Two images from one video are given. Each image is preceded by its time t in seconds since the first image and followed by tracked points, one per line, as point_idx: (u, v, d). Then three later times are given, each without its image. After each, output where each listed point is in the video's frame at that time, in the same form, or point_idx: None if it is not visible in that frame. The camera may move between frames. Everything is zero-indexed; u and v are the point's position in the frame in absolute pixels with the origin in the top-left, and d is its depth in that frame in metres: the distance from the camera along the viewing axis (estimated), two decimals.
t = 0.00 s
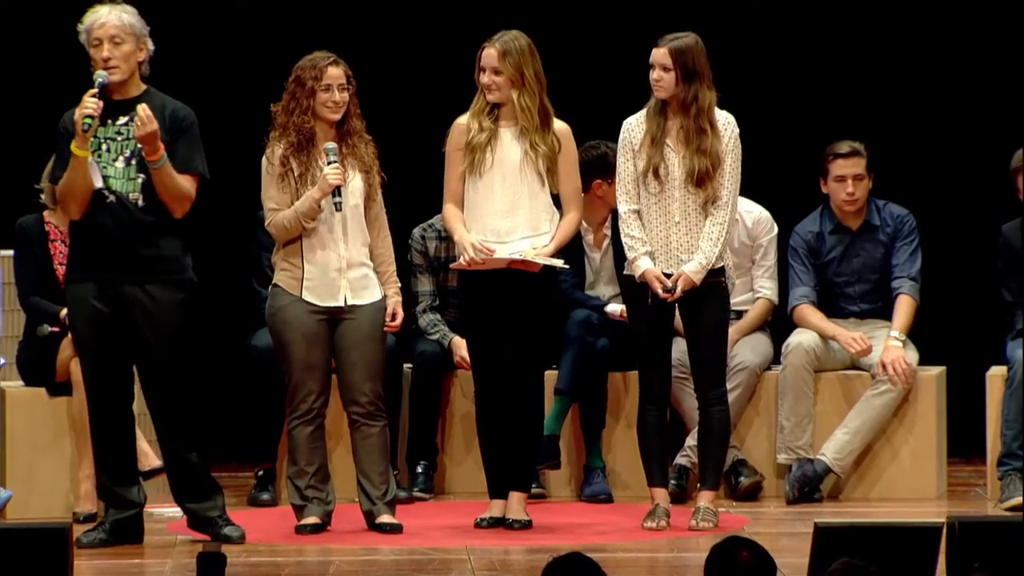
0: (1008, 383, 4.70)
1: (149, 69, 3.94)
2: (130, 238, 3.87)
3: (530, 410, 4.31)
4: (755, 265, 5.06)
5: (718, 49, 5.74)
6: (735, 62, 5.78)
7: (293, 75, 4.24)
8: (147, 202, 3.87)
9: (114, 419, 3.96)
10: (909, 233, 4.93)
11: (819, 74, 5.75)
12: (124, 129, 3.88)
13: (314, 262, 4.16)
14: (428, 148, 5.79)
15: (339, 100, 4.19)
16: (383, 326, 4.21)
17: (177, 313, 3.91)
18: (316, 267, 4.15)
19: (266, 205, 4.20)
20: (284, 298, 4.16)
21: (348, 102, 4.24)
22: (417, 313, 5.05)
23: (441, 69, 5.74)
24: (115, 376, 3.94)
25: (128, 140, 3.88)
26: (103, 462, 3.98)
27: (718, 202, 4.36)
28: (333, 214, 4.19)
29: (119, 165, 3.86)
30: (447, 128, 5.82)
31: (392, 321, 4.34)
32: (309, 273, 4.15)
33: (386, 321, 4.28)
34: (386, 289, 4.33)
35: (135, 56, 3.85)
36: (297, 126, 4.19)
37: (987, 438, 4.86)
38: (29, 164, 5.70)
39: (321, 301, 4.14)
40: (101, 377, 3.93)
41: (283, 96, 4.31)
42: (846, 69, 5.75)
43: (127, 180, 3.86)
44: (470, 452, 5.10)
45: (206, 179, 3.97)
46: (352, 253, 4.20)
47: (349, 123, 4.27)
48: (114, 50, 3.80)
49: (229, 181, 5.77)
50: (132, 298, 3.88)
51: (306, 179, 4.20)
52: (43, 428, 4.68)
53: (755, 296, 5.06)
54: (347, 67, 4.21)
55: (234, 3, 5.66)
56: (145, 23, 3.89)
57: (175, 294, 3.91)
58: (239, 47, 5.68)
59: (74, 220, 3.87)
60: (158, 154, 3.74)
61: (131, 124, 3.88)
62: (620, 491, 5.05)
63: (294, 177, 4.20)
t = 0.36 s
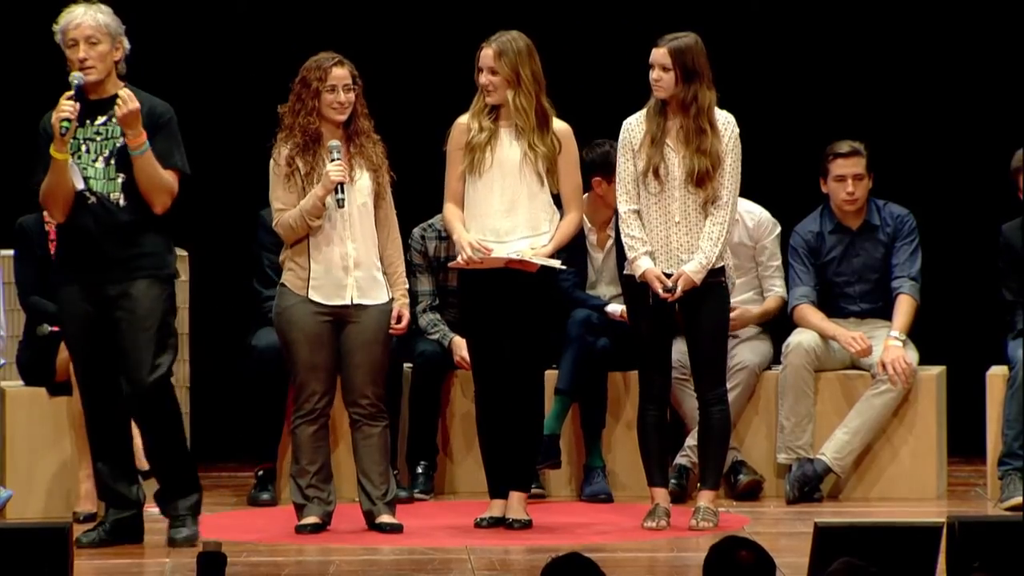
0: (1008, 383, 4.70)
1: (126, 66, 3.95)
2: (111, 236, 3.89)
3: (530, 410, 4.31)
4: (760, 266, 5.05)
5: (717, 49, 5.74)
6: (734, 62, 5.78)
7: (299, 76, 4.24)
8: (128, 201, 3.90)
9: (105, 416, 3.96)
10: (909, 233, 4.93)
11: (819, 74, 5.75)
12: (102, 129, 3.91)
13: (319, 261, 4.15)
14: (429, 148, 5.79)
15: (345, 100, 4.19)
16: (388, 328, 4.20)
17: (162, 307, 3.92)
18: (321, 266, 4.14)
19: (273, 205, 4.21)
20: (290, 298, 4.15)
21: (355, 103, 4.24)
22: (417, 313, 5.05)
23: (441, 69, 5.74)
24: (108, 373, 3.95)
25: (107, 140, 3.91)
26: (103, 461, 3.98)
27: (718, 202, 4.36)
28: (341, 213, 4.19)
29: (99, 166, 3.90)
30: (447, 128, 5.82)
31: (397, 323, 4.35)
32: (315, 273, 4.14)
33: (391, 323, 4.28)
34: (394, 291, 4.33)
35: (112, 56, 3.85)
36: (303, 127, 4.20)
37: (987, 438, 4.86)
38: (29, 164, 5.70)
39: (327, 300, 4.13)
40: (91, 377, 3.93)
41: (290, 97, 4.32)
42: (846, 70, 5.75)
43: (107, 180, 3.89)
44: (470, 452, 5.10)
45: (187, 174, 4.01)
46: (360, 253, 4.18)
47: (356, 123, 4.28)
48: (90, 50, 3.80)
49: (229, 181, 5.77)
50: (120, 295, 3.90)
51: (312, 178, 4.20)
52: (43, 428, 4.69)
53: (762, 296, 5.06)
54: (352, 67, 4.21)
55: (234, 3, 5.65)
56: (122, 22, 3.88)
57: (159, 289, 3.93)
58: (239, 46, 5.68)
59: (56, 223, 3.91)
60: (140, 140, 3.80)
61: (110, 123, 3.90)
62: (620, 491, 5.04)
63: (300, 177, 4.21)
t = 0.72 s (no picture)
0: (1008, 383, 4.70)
1: (119, 68, 3.98)
2: (105, 239, 3.94)
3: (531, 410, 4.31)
4: (756, 266, 5.07)
5: (716, 49, 5.74)
6: (734, 62, 5.78)
7: (306, 76, 4.24)
8: (122, 205, 3.94)
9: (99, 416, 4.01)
10: (909, 233, 4.93)
11: (819, 75, 5.75)
12: (97, 132, 3.94)
13: (327, 261, 4.16)
14: (428, 148, 5.79)
15: (351, 101, 4.19)
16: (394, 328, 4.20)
17: (155, 310, 3.97)
18: (329, 266, 4.15)
19: (280, 205, 4.21)
20: (297, 298, 4.15)
21: (361, 103, 4.25)
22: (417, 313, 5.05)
23: (441, 69, 5.74)
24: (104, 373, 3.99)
25: (101, 143, 3.93)
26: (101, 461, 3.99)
27: (718, 202, 4.36)
28: (348, 212, 4.19)
29: (93, 169, 3.93)
30: (447, 128, 5.82)
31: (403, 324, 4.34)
32: (322, 273, 4.15)
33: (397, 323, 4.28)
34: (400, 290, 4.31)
35: (104, 59, 3.88)
36: (309, 127, 4.20)
37: (987, 438, 4.86)
38: (28, 164, 5.70)
39: (334, 300, 4.14)
40: (85, 377, 3.98)
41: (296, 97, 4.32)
42: (845, 70, 5.75)
43: (101, 184, 3.93)
44: (471, 452, 5.10)
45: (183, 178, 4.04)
46: (367, 253, 4.19)
47: (362, 123, 4.27)
48: (82, 55, 3.83)
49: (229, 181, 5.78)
50: (113, 298, 3.94)
51: (320, 177, 4.20)
52: (44, 429, 4.70)
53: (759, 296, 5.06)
54: (359, 68, 4.22)
55: (235, 3, 5.66)
56: (115, 24, 3.90)
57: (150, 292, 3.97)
58: (238, 46, 5.68)
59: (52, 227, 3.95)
60: (139, 156, 3.81)
61: (104, 127, 3.93)
62: (620, 491, 5.04)
63: (307, 176, 4.20)
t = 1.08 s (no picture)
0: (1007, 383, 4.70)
1: (126, 70, 3.98)
2: (99, 241, 3.91)
3: (530, 410, 4.32)
4: (755, 266, 5.07)
5: (716, 49, 5.74)
6: (734, 61, 5.78)
7: (311, 75, 4.25)
8: (117, 207, 3.92)
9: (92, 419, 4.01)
10: (908, 232, 4.93)
11: (819, 74, 5.75)
12: (98, 132, 3.93)
13: (333, 260, 4.16)
14: (429, 148, 5.79)
15: (357, 100, 4.20)
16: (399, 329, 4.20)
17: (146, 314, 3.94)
18: (335, 266, 4.15)
19: (286, 205, 4.21)
20: (302, 298, 4.15)
21: (366, 102, 4.25)
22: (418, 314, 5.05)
23: (441, 69, 5.74)
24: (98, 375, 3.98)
25: (102, 144, 3.92)
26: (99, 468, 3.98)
27: (718, 202, 4.36)
28: (353, 212, 4.19)
29: (91, 169, 3.91)
30: (447, 128, 5.82)
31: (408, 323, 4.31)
32: (328, 272, 4.14)
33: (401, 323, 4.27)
34: (405, 289, 4.33)
35: (112, 58, 3.87)
36: (315, 126, 4.21)
37: (987, 438, 4.86)
38: (28, 163, 5.70)
39: (340, 300, 4.14)
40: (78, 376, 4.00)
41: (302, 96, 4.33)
42: (843, 69, 5.75)
43: (98, 184, 3.91)
44: (471, 452, 5.10)
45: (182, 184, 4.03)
46: (373, 253, 4.19)
47: (368, 123, 4.29)
48: (88, 51, 3.82)
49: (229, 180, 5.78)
50: (103, 301, 3.92)
51: (325, 177, 4.21)
52: (43, 429, 4.69)
53: (758, 296, 5.06)
54: (364, 67, 4.23)
55: (235, 3, 5.66)
56: (124, 26, 3.90)
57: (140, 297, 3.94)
58: (238, 46, 5.68)
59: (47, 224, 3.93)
60: (139, 152, 3.83)
61: (106, 127, 3.93)
62: (620, 491, 5.04)
63: (313, 176, 4.21)
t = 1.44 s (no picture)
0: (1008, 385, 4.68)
1: (140, 69, 3.90)
2: (109, 242, 3.84)
3: (532, 412, 4.32)
4: (756, 267, 5.06)
5: (717, 49, 5.74)
6: (736, 62, 5.78)
7: (321, 75, 4.27)
8: (129, 209, 3.86)
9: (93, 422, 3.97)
10: (910, 234, 4.92)
11: (820, 75, 5.75)
12: (111, 132, 3.86)
13: (338, 262, 4.17)
14: (430, 149, 5.79)
15: (362, 102, 4.21)
16: (405, 331, 4.21)
17: (148, 316, 3.89)
18: (341, 267, 4.16)
19: (293, 204, 4.23)
20: (308, 298, 4.16)
21: (374, 104, 4.26)
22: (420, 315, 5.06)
23: (442, 69, 5.73)
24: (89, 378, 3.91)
25: (115, 144, 3.85)
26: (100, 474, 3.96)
27: (720, 203, 4.38)
28: (359, 214, 4.20)
29: (104, 169, 3.84)
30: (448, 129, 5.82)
31: (415, 325, 4.30)
32: (334, 274, 4.15)
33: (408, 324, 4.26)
34: (413, 293, 4.30)
35: (127, 58, 3.80)
36: (321, 126, 4.22)
37: (989, 439, 4.86)
38: (29, 164, 5.70)
39: (346, 301, 4.15)
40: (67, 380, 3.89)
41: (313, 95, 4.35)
42: (844, 70, 5.75)
43: (111, 185, 3.84)
44: (473, 454, 5.10)
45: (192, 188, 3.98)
46: (378, 255, 4.20)
47: (378, 124, 4.29)
48: (104, 51, 3.74)
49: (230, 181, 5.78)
50: (101, 305, 3.84)
51: (331, 177, 4.21)
52: (44, 430, 4.69)
53: (759, 297, 5.05)
54: (372, 69, 4.23)
55: (236, 3, 5.64)
56: (140, 25, 3.83)
57: (140, 302, 3.87)
58: (239, 47, 5.68)
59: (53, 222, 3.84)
60: (156, 161, 3.75)
61: (120, 127, 3.85)
62: (621, 492, 5.04)
63: (319, 175, 4.22)
